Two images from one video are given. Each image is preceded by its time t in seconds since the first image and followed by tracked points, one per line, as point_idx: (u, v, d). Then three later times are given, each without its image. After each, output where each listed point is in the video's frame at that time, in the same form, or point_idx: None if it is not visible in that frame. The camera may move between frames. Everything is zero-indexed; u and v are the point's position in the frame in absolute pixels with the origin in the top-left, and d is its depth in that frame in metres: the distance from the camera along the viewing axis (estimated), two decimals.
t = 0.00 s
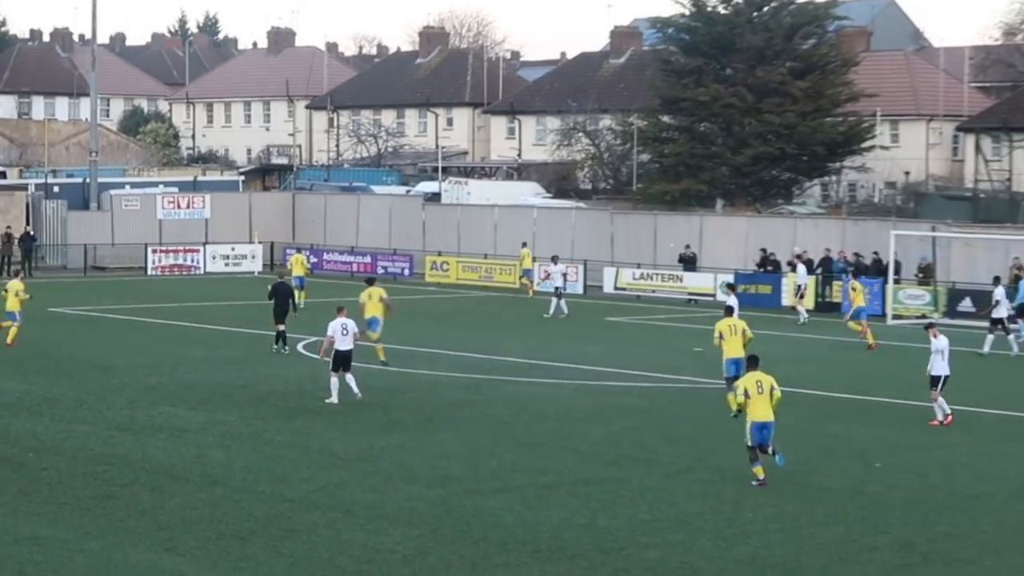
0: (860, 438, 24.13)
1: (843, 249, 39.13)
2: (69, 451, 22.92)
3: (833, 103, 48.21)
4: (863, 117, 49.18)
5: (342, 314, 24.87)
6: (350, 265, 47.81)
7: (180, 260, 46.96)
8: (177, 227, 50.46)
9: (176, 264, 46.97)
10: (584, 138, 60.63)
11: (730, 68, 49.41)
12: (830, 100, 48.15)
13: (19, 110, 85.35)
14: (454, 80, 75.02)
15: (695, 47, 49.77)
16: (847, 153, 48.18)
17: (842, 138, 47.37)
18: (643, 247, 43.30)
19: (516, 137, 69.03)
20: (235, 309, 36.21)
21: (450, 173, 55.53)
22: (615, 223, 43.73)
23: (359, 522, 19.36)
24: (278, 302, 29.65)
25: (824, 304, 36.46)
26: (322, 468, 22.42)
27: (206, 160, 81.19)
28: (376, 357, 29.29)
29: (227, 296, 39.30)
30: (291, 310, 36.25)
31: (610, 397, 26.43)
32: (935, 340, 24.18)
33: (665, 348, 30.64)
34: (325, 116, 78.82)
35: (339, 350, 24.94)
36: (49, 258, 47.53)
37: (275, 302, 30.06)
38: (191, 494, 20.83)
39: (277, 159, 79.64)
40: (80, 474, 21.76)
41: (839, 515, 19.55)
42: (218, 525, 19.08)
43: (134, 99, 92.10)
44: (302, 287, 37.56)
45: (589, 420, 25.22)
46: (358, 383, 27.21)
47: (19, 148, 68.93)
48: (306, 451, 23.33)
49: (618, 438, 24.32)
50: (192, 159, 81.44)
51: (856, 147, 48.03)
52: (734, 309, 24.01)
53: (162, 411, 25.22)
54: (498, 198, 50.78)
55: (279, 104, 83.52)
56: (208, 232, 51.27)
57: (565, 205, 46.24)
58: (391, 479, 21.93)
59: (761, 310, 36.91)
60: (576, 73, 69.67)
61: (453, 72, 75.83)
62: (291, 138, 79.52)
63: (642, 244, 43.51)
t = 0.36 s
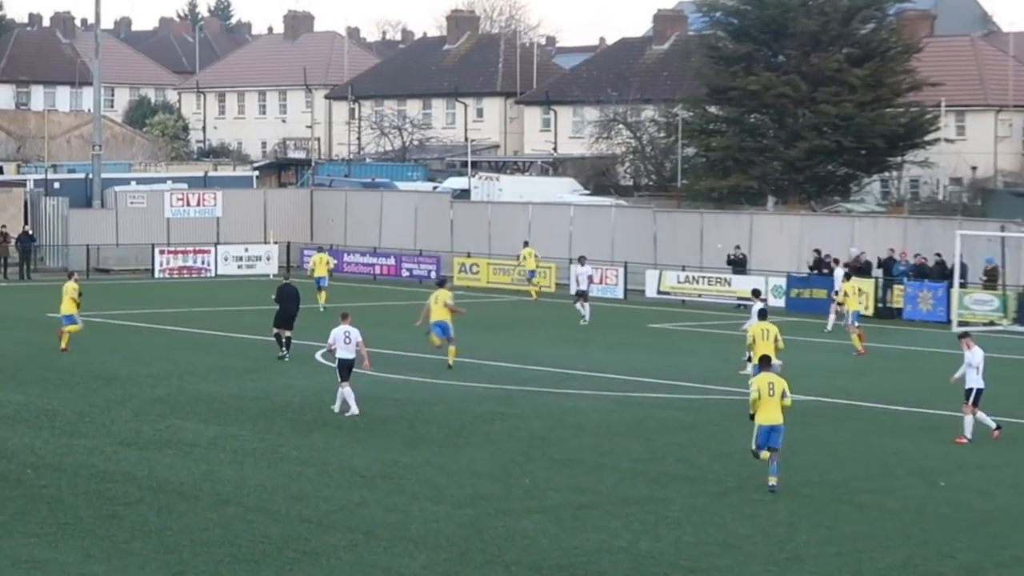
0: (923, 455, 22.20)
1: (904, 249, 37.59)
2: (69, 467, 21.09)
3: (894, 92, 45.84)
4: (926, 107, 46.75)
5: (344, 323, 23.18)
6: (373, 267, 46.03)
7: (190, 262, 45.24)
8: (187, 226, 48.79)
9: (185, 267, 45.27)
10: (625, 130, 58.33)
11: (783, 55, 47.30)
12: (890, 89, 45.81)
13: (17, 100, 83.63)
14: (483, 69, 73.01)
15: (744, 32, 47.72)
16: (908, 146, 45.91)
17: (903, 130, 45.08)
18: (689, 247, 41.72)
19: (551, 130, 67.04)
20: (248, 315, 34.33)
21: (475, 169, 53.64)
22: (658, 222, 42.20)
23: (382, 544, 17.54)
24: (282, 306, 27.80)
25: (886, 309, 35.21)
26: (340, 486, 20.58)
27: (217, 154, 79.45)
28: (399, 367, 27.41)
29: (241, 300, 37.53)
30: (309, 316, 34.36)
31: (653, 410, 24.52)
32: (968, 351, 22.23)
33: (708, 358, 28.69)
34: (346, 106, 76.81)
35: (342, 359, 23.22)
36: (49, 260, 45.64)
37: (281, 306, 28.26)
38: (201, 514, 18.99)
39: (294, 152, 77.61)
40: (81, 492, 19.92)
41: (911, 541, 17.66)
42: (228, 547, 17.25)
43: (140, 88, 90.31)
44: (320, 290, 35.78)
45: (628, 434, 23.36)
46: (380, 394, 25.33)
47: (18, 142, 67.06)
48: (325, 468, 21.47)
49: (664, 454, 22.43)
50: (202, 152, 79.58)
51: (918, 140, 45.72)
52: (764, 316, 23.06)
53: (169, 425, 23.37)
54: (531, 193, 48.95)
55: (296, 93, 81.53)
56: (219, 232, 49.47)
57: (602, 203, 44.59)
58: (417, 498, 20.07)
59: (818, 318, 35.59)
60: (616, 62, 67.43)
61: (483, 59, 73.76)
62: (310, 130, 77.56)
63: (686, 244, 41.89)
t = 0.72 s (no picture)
0: (993, 463, 20.39)
1: (973, 242, 36.03)
2: (71, 476, 19.36)
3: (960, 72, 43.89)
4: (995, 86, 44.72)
5: (352, 316, 21.13)
6: (397, 260, 44.26)
7: (201, 254, 43.54)
8: (197, 214, 47.22)
9: (197, 261, 43.57)
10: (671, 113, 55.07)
11: (841, 31, 45.21)
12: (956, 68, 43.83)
13: (15, 80, 81.83)
14: (516, 46, 71.22)
15: (799, 6, 45.65)
16: (975, 129, 43.92)
17: (970, 112, 43.12)
18: (740, 239, 40.23)
19: (590, 112, 65.20)
20: (263, 312, 32.61)
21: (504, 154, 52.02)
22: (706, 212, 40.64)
23: (409, 559, 15.85)
24: (287, 302, 26.12)
25: (953, 304, 33.91)
26: (361, 496, 18.85)
27: (229, 138, 77.81)
28: (426, 368, 25.66)
29: (255, 297, 35.82)
30: (326, 313, 32.63)
31: (697, 415, 22.75)
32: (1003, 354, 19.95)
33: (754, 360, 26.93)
34: (370, 87, 75.04)
35: (348, 357, 21.08)
36: (49, 253, 43.90)
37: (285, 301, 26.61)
38: (212, 527, 17.26)
39: (314, 136, 75.80)
40: (83, 502, 18.20)
41: (995, 562, 15.89)
42: (240, 563, 15.56)
43: (147, 67, 88.59)
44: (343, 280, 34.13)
45: (673, 441, 21.59)
46: (405, 397, 23.60)
47: (16, 125, 65.34)
48: (346, 477, 19.75)
49: (714, 462, 20.68)
50: (213, 136, 77.98)
51: (986, 123, 43.76)
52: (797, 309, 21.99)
53: (178, 430, 21.65)
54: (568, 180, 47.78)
55: (315, 73, 79.70)
56: (232, 221, 47.96)
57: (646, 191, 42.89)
58: (447, 509, 18.36)
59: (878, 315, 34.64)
60: (660, 39, 65.41)
61: (518, 36, 71.98)
62: (331, 112, 75.80)
63: (736, 237, 40.48)
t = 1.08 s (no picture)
0: None
1: None
2: (80, 490, 17.79)
3: None
4: None
5: (359, 316, 19.38)
6: (432, 258, 42.62)
7: (221, 252, 41.97)
8: (217, 207, 45.56)
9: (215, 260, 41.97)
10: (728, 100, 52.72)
11: (911, 10, 42.11)
12: None
13: (19, 63, 80.54)
14: (559, 28, 69.50)
15: None
16: None
17: None
18: (803, 237, 38.56)
19: (642, 97, 63.71)
20: (288, 314, 31.04)
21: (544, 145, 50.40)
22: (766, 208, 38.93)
23: None
24: (300, 300, 24.68)
25: None
26: (391, 514, 17.16)
27: (249, 126, 76.34)
28: (463, 376, 24.00)
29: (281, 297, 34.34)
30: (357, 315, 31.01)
31: (755, 427, 21.05)
32: None
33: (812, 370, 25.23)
34: (401, 71, 73.33)
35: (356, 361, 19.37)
36: (57, 250, 42.63)
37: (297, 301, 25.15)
38: (230, 546, 15.63)
39: (343, 124, 74.15)
40: (92, 519, 16.61)
41: None
42: None
43: (163, 50, 87.16)
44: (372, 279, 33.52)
45: (730, 455, 19.90)
46: (440, 407, 21.96)
47: (22, 112, 64.08)
48: (376, 492, 18.08)
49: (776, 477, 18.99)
50: (234, 125, 76.56)
51: None
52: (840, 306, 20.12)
53: (196, 442, 20.05)
54: (615, 171, 46.08)
55: (344, 57, 78.03)
56: (254, 216, 46.24)
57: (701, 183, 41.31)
58: (486, 527, 16.66)
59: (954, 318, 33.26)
60: (716, 18, 63.31)
61: (562, 15, 70.09)
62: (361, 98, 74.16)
63: (799, 233, 38.74)
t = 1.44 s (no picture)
0: None
1: None
2: (80, 505, 16.31)
3: None
4: None
5: (362, 318, 17.95)
6: (459, 254, 41.15)
7: (231, 249, 40.64)
8: (225, 200, 43.94)
9: (225, 258, 40.71)
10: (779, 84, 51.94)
11: None
12: None
13: (17, 45, 79.57)
14: (594, 9, 68.18)
15: None
16: None
17: None
18: (860, 232, 36.97)
19: (684, 82, 62.22)
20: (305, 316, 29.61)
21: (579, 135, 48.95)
22: (821, 201, 37.40)
23: None
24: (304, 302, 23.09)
25: None
26: (414, 530, 15.60)
27: (261, 114, 75.06)
28: (491, 382, 22.49)
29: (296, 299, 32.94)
30: (380, 315, 29.56)
31: (807, 438, 19.50)
32: None
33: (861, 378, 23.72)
34: (424, 53, 71.81)
35: (356, 366, 17.90)
36: (56, 247, 41.36)
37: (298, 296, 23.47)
38: (242, 566, 14.12)
39: (362, 111, 72.81)
40: (92, 536, 15.13)
41: None
42: None
43: (169, 31, 85.88)
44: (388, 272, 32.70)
45: (781, 466, 18.33)
46: (467, 416, 20.44)
47: (18, 98, 62.77)
48: (398, 507, 16.52)
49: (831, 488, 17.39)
50: (246, 112, 75.33)
51: None
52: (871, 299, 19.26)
53: (205, 453, 18.59)
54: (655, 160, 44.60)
55: (364, 39, 76.60)
56: (267, 210, 44.88)
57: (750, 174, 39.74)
58: (516, 544, 15.08)
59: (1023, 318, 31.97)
60: None
61: None
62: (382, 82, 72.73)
63: (854, 226, 37.17)
